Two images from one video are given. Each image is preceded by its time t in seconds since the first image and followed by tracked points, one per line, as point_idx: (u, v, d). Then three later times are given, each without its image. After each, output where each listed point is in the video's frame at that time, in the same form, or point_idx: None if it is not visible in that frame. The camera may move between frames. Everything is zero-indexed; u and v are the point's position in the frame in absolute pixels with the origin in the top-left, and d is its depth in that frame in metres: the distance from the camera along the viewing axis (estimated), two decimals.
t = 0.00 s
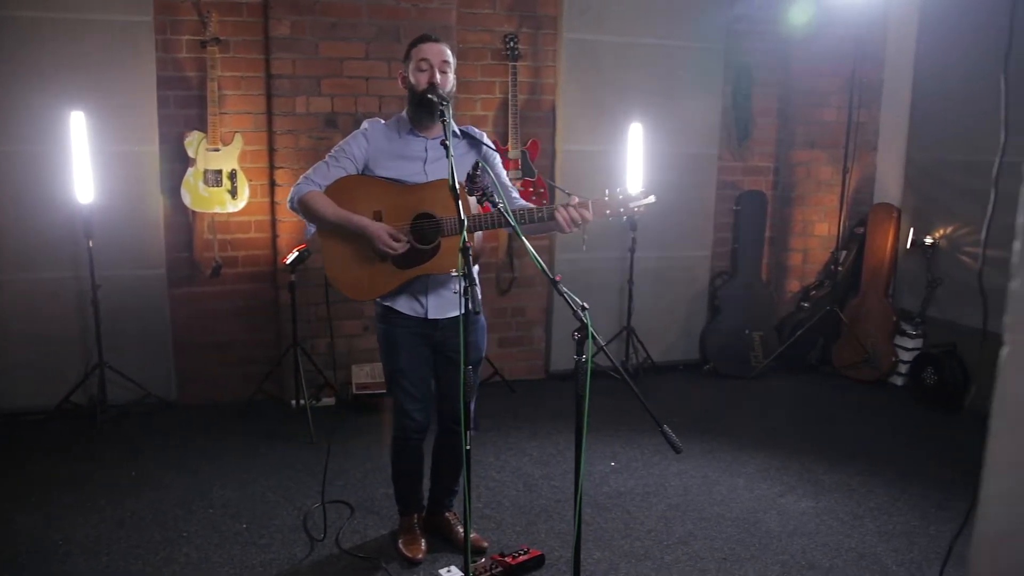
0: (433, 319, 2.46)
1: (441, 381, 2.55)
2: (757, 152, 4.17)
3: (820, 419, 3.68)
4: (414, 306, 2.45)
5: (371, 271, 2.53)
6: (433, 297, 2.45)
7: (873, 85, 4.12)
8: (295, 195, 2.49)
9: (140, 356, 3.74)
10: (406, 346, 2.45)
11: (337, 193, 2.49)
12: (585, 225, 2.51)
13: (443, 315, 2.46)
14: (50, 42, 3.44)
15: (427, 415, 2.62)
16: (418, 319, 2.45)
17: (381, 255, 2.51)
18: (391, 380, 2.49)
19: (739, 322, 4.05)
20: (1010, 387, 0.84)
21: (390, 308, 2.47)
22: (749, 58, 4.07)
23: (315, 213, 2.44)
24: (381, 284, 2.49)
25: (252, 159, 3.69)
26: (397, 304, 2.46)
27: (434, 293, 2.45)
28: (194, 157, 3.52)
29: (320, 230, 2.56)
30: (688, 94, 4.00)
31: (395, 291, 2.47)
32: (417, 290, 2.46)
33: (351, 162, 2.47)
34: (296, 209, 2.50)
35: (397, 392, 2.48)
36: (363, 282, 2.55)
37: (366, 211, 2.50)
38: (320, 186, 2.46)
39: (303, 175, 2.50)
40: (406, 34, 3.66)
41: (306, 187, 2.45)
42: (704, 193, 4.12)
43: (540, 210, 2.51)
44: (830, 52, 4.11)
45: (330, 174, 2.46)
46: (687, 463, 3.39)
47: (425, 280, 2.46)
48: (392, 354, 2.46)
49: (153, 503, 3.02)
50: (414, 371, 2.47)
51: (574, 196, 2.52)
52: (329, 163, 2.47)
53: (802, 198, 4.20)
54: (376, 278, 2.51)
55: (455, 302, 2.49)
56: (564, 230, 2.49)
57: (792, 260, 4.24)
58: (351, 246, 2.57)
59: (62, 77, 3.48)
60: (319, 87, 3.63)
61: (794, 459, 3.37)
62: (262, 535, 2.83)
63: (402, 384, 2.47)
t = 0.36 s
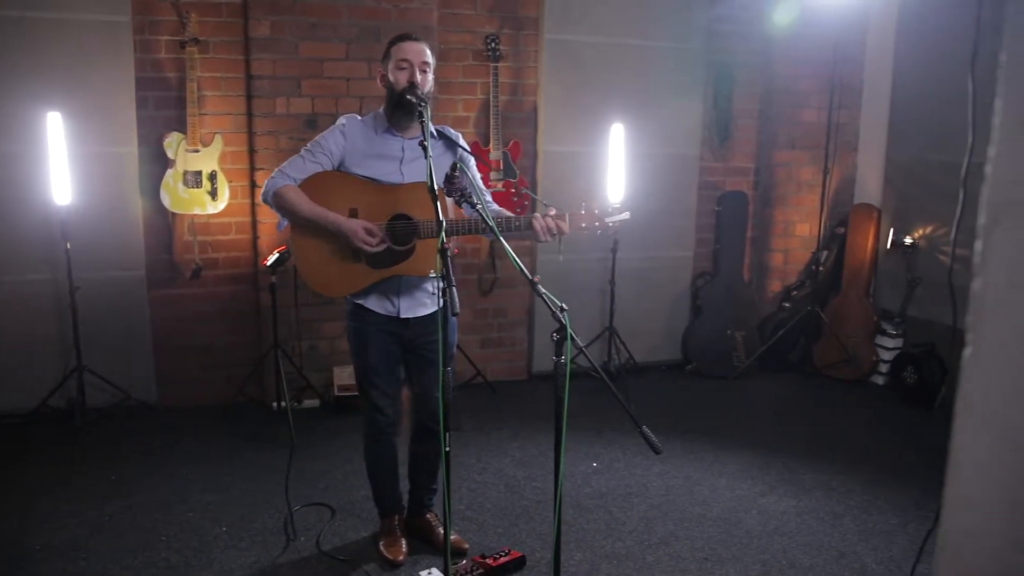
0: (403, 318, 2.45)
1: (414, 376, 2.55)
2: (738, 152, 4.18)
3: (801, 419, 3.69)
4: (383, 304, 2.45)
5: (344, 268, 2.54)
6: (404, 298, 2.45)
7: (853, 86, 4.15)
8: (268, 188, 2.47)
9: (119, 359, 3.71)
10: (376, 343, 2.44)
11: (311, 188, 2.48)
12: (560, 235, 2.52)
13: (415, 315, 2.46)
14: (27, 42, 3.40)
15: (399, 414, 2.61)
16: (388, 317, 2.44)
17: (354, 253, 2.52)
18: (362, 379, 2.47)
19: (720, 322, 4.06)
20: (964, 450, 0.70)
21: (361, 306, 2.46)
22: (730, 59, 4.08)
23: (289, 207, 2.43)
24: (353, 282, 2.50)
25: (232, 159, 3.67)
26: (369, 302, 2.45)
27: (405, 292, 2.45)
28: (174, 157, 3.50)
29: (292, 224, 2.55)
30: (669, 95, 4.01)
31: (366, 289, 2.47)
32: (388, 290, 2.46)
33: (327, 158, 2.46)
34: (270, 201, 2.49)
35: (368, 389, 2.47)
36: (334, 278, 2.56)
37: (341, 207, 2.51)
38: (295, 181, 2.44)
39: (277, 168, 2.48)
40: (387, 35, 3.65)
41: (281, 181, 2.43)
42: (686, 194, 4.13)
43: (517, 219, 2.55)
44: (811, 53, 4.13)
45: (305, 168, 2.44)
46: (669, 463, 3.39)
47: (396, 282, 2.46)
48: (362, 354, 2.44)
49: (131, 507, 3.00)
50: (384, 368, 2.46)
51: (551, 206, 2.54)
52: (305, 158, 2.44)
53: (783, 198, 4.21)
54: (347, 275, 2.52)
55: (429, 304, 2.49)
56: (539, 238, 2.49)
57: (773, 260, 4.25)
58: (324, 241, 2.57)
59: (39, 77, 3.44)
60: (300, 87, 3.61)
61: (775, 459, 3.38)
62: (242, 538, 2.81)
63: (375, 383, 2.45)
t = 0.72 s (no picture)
0: (376, 321, 2.46)
1: (389, 375, 2.54)
2: (718, 152, 4.20)
3: (781, 418, 3.70)
4: (358, 309, 2.44)
5: (318, 275, 2.54)
6: (379, 300, 2.46)
7: (832, 86, 4.17)
8: (239, 195, 2.43)
9: (97, 360, 3.68)
10: (351, 343, 2.44)
11: (284, 195, 2.48)
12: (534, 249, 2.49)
13: (389, 316, 2.47)
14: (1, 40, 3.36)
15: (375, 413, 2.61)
16: (363, 320, 2.44)
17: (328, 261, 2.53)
18: (336, 380, 2.46)
19: (701, 321, 4.07)
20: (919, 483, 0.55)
21: (337, 310, 2.44)
22: (710, 59, 4.09)
23: (263, 215, 2.40)
24: (327, 288, 2.51)
25: (210, 159, 3.65)
26: (344, 308, 2.44)
27: (381, 296, 2.47)
28: (152, 157, 3.47)
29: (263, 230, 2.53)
30: (650, 95, 4.02)
31: (341, 295, 2.47)
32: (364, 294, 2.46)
33: (298, 163, 2.41)
34: (241, 208, 2.44)
35: (343, 390, 2.46)
36: (308, 286, 2.55)
37: (314, 215, 2.51)
38: (267, 189, 2.40)
39: (247, 175, 2.43)
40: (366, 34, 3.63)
41: (253, 189, 2.39)
42: (666, 193, 4.14)
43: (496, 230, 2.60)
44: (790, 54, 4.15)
45: (276, 175, 2.39)
46: (649, 462, 3.39)
47: (372, 289, 2.47)
48: (337, 355, 2.43)
49: (108, 509, 2.97)
50: (359, 369, 2.45)
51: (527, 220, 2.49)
52: (276, 163, 2.39)
53: (763, 198, 4.22)
54: (322, 282, 2.53)
55: (404, 304, 2.52)
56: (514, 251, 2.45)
57: (753, 259, 4.26)
58: (296, 248, 2.56)
59: (14, 76, 3.40)
60: (279, 87, 3.60)
61: (755, 457, 3.39)
62: (220, 541, 2.79)
63: (350, 382, 2.44)
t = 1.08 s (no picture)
0: (358, 317, 2.46)
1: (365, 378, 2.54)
2: (695, 152, 4.22)
3: (759, 417, 3.72)
4: (341, 305, 2.44)
5: (301, 275, 2.48)
6: (360, 296, 2.46)
7: (808, 87, 4.20)
8: (214, 204, 2.41)
9: (71, 363, 3.64)
10: (327, 344, 2.43)
11: (258, 199, 2.45)
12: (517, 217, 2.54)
13: (371, 312, 2.47)
14: None
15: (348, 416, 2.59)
16: (342, 318, 2.44)
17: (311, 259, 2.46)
18: (312, 382, 2.44)
19: (679, 321, 4.09)
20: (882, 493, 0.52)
21: (321, 310, 2.43)
22: (687, 60, 4.11)
23: (241, 222, 2.38)
24: (313, 288, 2.45)
25: (185, 159, 3.62)
26: (326, 306, 2.43)
27: (364, 291, 2.46)
28: (125, 157, 3.44)
29: (242, 237, 2.47)
30: (627, 96, 4.03)
31: (327, 292, 2.44)
32: (346, 291, 2.45)
33: (271, 164, 2.41)
34: (217, 217, 2.41)
35: (319, 392, 2.45)
36: (292, 287, 2.48)
37: (291, 215, 2.47)
38: (241, 193, 2.39)
39: (221, 182, 2.42)
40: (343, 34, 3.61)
41: (228, 195, 2.38)
42: (644, 193, 4.16)
43: (473, 205, 2.53)
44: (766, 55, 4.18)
45: (249, 178, 2.38)
46: (627, 462, 3.39)
47: (357, 282, 2.46)
48: (314, 356, 2.42)
49: (80, 514, 2.93)
50: (335, 370, 2.45)
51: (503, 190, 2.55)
52: (248, 166, 2.39)
53: (740, 199, 4.21)
54: (306, 281, 2.46)
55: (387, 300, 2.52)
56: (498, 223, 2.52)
57: (731, 260, 4.27)
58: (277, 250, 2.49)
59: None
60: (255, 87, 3.58)
61: (732, 457, 3.40)
62: (194, 545, 2.76)
63: (326, 384, 2.43)
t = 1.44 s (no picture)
0: (337, 319, 2.44)
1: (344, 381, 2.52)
2: (672, 153, 4.25)
3: (735, 417, 3.73)
4: (322, 306, 2.43)
5: (280, 277, 2.45)
6: (339, 297, 2.44)
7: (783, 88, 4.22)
8: (188, 211, 2.40)
9: (41, 366, 3.59)
10: (305, 346, 2.42)
11: (231, 203, 2.43)
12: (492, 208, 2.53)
13: (350, 314, 2.45)
14: None
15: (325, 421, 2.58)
16: (321, 320, 2.43)
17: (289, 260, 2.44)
18: (289, 382, 2.44)
19: (656, 321, 4.10)
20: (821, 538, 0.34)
21: (302, 311, 2.42)
22: (664, 61, 4.14)
23: (214, 226, 2.37)
24: (292, 290, 2.43)
25: (158, 160, 3.58)
26: (306, 307, 2.42)
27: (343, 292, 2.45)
28: (97, 158, 3.41)
29: (218, 242, 2.45)
30: (604, 97, 4.04)
31: (307, 292, 2.42)
32: (325, 291, 2.43)
33: (242, 169, 2.41)
34: (192, 224, 2.41)
35: (295, 393, 2.44)
36: (272, 291, 2.46)
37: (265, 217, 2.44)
38: (214, 199, 2.39)
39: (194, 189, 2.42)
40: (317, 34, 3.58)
41: (200, 201, 2.37)
42: (621, 194, 4.17)
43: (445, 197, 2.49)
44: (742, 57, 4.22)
45: (221, 183, 2.39)
46: (604, 462, 3.38)
47: (336, 282, 2.45)
48: (291, 357, 2.41)
49: (49, 520, 2.89)
50: (312, 372, 2.43)
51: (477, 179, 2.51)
52: (220, 172, 2.40)
53: (718, 198, 4.28)
54: (285, 283, 2.44)
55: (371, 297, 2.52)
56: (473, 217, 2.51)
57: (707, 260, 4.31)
58: (254, 253, 2.47)
59: None
60: (227, 87, 3.55)
61: (708, 457, 3.41)
62: (165, 550, 2.73)
63: (302, 386, 2.42)
